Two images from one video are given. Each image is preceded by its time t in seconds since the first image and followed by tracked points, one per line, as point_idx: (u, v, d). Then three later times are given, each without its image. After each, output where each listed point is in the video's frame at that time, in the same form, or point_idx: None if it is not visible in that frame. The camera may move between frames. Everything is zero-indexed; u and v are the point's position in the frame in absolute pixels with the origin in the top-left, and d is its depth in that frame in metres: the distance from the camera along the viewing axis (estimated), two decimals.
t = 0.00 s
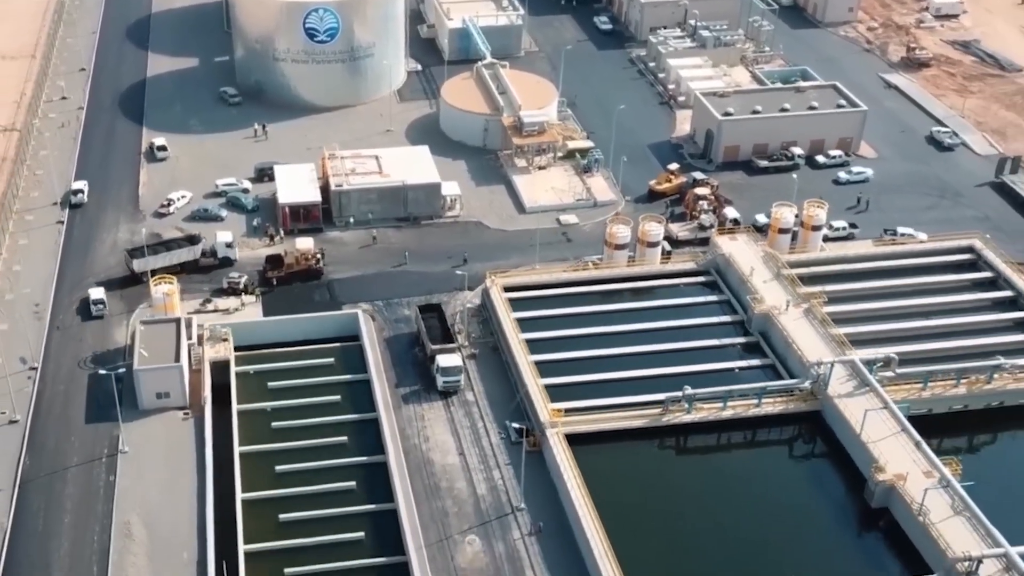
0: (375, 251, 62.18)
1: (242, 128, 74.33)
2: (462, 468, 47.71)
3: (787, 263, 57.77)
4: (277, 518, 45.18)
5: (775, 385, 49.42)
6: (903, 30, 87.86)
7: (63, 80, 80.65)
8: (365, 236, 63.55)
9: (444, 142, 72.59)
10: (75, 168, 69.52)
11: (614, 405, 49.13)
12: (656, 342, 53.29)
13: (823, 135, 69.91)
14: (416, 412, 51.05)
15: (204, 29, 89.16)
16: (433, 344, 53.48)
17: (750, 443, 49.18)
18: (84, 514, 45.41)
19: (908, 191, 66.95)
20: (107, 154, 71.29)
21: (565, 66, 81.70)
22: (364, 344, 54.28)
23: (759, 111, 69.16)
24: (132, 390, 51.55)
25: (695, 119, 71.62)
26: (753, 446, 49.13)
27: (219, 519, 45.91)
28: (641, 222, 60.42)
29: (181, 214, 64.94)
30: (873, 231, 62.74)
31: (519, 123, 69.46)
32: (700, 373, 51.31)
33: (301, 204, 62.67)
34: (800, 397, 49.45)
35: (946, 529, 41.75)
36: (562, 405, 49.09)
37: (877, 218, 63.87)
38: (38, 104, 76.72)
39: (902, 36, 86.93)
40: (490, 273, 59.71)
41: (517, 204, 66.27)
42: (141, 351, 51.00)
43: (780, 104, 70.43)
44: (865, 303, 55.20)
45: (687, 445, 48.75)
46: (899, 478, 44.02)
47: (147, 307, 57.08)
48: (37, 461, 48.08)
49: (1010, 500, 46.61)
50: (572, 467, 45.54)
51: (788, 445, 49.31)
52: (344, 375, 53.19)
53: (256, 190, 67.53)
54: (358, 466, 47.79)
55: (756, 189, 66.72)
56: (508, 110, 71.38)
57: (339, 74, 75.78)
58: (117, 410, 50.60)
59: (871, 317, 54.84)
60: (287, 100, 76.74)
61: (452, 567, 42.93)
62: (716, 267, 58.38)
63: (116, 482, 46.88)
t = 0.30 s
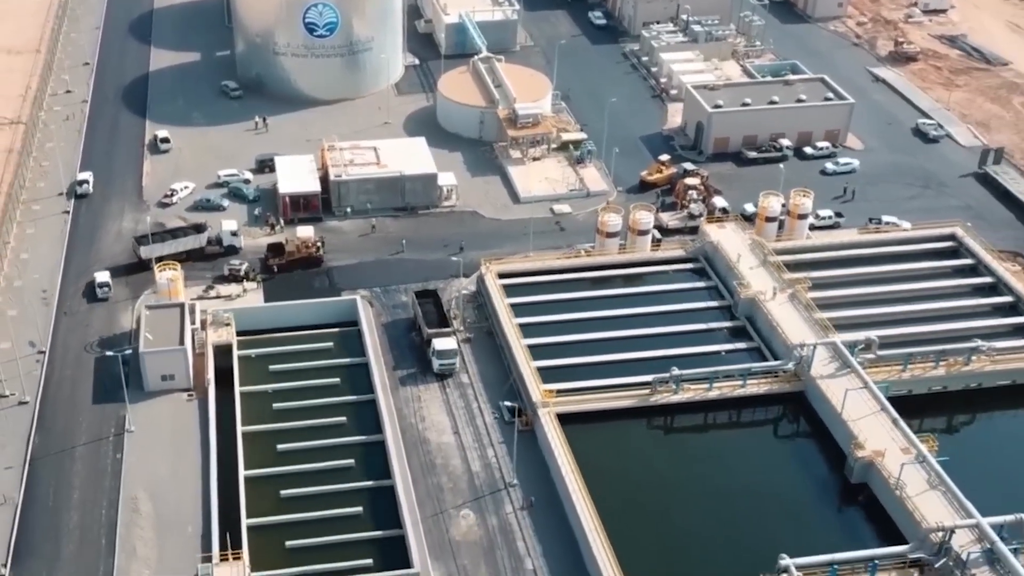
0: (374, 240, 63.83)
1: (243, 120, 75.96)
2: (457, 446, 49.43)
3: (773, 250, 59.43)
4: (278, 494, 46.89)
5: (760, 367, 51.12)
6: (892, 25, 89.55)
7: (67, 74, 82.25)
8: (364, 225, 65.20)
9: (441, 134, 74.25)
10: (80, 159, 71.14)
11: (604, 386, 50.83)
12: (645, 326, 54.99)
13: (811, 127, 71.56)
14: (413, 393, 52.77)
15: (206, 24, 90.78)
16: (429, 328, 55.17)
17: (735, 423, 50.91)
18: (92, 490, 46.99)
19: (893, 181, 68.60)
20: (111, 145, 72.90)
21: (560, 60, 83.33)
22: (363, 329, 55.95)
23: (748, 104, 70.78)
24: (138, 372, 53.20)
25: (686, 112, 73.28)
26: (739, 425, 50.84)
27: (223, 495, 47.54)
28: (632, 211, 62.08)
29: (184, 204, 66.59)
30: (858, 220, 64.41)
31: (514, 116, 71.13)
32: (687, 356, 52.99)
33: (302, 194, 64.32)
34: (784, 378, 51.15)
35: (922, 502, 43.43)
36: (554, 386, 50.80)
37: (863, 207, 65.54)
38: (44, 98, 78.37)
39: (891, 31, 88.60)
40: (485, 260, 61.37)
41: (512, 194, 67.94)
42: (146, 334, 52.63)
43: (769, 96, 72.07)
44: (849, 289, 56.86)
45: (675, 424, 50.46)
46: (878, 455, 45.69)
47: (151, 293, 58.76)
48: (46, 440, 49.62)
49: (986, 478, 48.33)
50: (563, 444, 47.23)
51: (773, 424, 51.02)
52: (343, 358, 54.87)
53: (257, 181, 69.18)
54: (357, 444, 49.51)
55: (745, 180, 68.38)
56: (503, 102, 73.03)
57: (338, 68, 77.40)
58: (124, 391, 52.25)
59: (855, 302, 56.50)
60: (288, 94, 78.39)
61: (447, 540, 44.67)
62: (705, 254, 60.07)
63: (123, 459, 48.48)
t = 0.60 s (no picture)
0: (371, 229, 65.47)
1: (244, 113, 77.59)
2: (452, 426, 51.14)
3: (760, 238, 61.10)
4: (280, 471, 48.61)
5: (745, 348, 52.81)
6: (880, 20, 91.24)
7: (71, 68, 83.84)
8: (362, 214, 66.82)
9: (437, 127, 75.91)
10: (84, 151, 72.74)
11: (594, 367, 52.51)
12: (635, 311, 56.69)
13: (799, 119, 73.21)
14: (409, 375, 54.48)
15: (206, 19, 92.36)
16: (425, 313, 56.83)
17: (721, 403, 52.62)
18: (99, 467, 48.61)
19: (879, 171, 70.27)
20: (115, 138, 74.50)
21: (554, 54, 84.98)
22: (360, 314, 57.63)
23: (737, 96, 72.38)
24: (142, 356, 54.84)
25: (677, 105, 74.93)
26: (725, 405, 52.56)
27: (225, 472, 49.20)
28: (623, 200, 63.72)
29: (186, 194, 68.25)
30: (843, 209, 66.11)
31: (508, 108, 72.80)
32: (675, 339, 54.67)
33: (301, 184, 65.96)
34: (768, 359, 52.81)
35: (899, 477, 45.17)
36: (545, 367, 52.50)
37: (848, 197, 67.22)
38: (48, 92, 79.97)
39: (879, 26, 90.29)
40: (480, 248, 63.05)
41: (506, 184, 69.61)
42: (150, 318, 54.28)
43: (758, 89, 73.72)
44: (833, 275, 58.48)
45: (663, 405, 52.19)
46: (858, 432, 47.40)
47: (155, 280, 60.46)
48: (54, 420, 51.21)
49: (962, 456, 50.08)
50: (554, 423, 48.93)
51: (758, 404, 52.72)
52: (341, 343, 56.56)
53: (257, 172, 70.81)
54: (355, 424, 51.23)
55: (734, 170, 70.04)
56: (498, 95, 74.67)
57: (336, 62, 79.02)
58: (129, 374, 53.89)
59: (839, 287, 58.13)
60: (287, 87, 80.03)
61: (442, 514, 46.42)
62: (693, 242, 61.76)
63: (129, 438, 50.11)
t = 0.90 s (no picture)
0: (368, 216, 67.36)
1: (244, 105, 79.48)
2: (446, 404, 53.09)
3: (745, 225, 63.00)
4: (280, 446, 50.55)
5: (728, 329, 54.72)
6: (866, 14, 93.18)
7: (74, 62, 85.70)
8: (359, 203, 68.70)
9: (433, 118, 77.81)
10: (88, 143, 74.61)
11: (582, 348, 54.42)
12: (622, 295, 58.63)
13: (785, 110, 75.13)
14: (404, 356, 56.41)
15: (206, 14, 94.22)
16: (420, 297, 58.73)
17: (706, 382, 54.63)
18: (106, 443, 50.50)
19: (862, 161, 72.19)
20: (118, 129, 76.37)
21: (547, 48, 86.87)
22: (358, 298, 59.54)
23: (724, 88, 74.26)
24: (147, 338, 56.74)
25: (666, 97, 76.85)
26: (709, 383, 54.58)
27: (227, 448, 51.13)
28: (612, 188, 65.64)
29: (188, 183, 70.16)
30: (827, 197, 68.07)
31: (502, 100, 74.72)
32: (661, 321, 56.60)
33: (300, 173, 67.85)
34: (751, 340, 54.72)
35: (873, 450, 47.12)
36: (535, 348, 54.42)
37: (831, 185, 69.16)
38: (52, 85, 81.83)
39: (865, 20, 92.24)
40: (473, 234, 64.94)
41: (499, 173, 71.52)
42: (154, 302, 56.16)
43: (745, 81, 75.64)
44: (815, 260, 60.35)
45: (649, 383, 54.21)
46: (835, 408, 49.33)
47: (158, 265, 62.36)
48: (62, 399, 53.06)
49: (937, 432, 52.08)
50: (544, 401, 50.86)
51: (740, 383, 54.69)
52: (339, 325, 58.46)
53: (257, 162, 72.69)
54: (352, 402, 53.18)
55: (721, 160, 71.95)
56: (492, 87, 76.57)
57: (334, 55, 80.88)
58: (134, 355, 55.79)
59: (820, 272, 60.04)
60: (285, 80, 81.92)
61: (435, 487, 48.44)
62: (680, 228, 63.68)
63: (135, 416, 52.01)
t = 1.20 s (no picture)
0: (365, 206, 68.99)
1: (243, 98, 81.10)
2: (440, 385, 54.77)
3: (732, 213, 64.66)
4: (279, 427, 52.25)
5: (714, 313, 56.38)
6: (854, 10, 94.87)
7: (76, 56, 87.30)
8: (356, 192, 70.34)
9: (428, 110, 79.46)
10: (91, 135, 76.25)
11: (573, 331, 56.07)
12: (611, 281, 60.30)
13: (773, 102, 76.78)
14: (400, 340, 58.09)
15: (206, 10, 95.83)
16: (415, 283, 60.39)
17: (692, 364, 56.37)
18: (110, 422, 52.16)
19: (847, 152, 73.84)
20: (120, 122, 78.00)
21: (540, 42, 88.56)
22: (355, 284, 61.21)
23: (713, 81, 75.93)
24: (150, 322, 58.40)
25: (657, 90, 78.52)
26: (695, 365, 56.36)
27: (229, 427, 52.80)
28: (603, 178, 67.29)
29: (188, 174, 71.82)
30: (813, 186, 69.75)
31: (496, 92, 76.40)
32: (650, 306, 58.27)
33: (298, 164, 69.49)
34: (736, 323, 56.39)
35: (852, 427, 48.84)
36: (527, 332, 56.08)
37: (817, 175, 70.81)
38: (55, 78, 83.45)
39: (853, 15, 93.91)
40: (467, 223, 66.61)
41: (493, 164, 73.18)
42: (157, 287, 57.80)
43: (733, 74, 77.31)
44: (800, 247, 62.00)
45: (637, 365, 55.96)
46: (816, 387, 51.04)
47: (160, 253, 64.01)
48: (68, 381, 54.72)
49: (916, 412, 53.77)
50: (535, 382, 52.55)
51: (726, 365, 56.43)
52: (336, 311, 60.14)
53: (256, 153, 74.32)
54: (349, 384, 54.90)
55: (710, 151, 73.62)
56: (486, 80, 78.21)
57: (331, 49, 82.51)
58: (137, 339, 57.46)
59: (805, 258, 61.68)
60: (284, 73, 83.54)
61: (429, 464, 50.16)
62: (669, 217, 65.37)
63: (139, 397, 53.68)
